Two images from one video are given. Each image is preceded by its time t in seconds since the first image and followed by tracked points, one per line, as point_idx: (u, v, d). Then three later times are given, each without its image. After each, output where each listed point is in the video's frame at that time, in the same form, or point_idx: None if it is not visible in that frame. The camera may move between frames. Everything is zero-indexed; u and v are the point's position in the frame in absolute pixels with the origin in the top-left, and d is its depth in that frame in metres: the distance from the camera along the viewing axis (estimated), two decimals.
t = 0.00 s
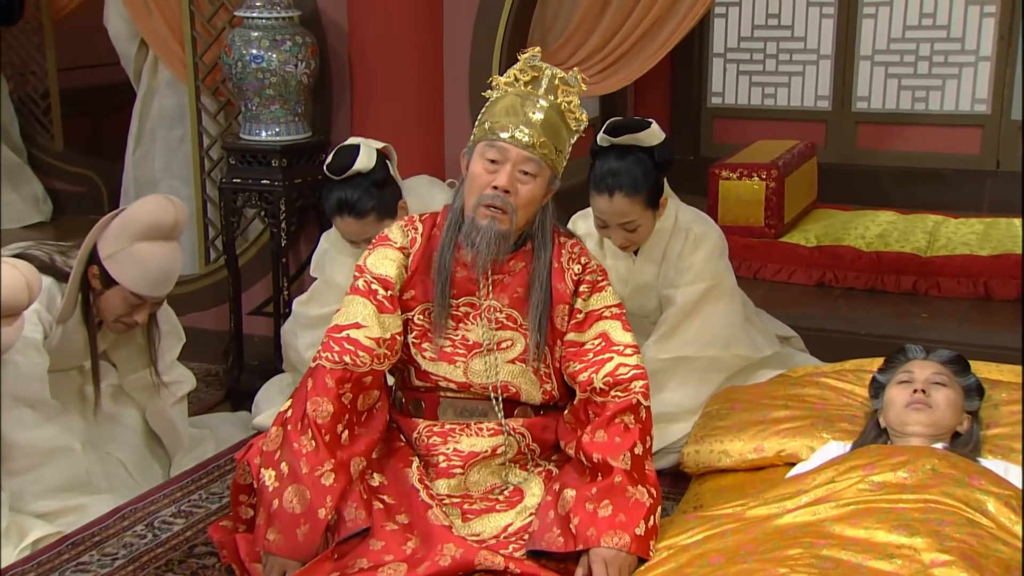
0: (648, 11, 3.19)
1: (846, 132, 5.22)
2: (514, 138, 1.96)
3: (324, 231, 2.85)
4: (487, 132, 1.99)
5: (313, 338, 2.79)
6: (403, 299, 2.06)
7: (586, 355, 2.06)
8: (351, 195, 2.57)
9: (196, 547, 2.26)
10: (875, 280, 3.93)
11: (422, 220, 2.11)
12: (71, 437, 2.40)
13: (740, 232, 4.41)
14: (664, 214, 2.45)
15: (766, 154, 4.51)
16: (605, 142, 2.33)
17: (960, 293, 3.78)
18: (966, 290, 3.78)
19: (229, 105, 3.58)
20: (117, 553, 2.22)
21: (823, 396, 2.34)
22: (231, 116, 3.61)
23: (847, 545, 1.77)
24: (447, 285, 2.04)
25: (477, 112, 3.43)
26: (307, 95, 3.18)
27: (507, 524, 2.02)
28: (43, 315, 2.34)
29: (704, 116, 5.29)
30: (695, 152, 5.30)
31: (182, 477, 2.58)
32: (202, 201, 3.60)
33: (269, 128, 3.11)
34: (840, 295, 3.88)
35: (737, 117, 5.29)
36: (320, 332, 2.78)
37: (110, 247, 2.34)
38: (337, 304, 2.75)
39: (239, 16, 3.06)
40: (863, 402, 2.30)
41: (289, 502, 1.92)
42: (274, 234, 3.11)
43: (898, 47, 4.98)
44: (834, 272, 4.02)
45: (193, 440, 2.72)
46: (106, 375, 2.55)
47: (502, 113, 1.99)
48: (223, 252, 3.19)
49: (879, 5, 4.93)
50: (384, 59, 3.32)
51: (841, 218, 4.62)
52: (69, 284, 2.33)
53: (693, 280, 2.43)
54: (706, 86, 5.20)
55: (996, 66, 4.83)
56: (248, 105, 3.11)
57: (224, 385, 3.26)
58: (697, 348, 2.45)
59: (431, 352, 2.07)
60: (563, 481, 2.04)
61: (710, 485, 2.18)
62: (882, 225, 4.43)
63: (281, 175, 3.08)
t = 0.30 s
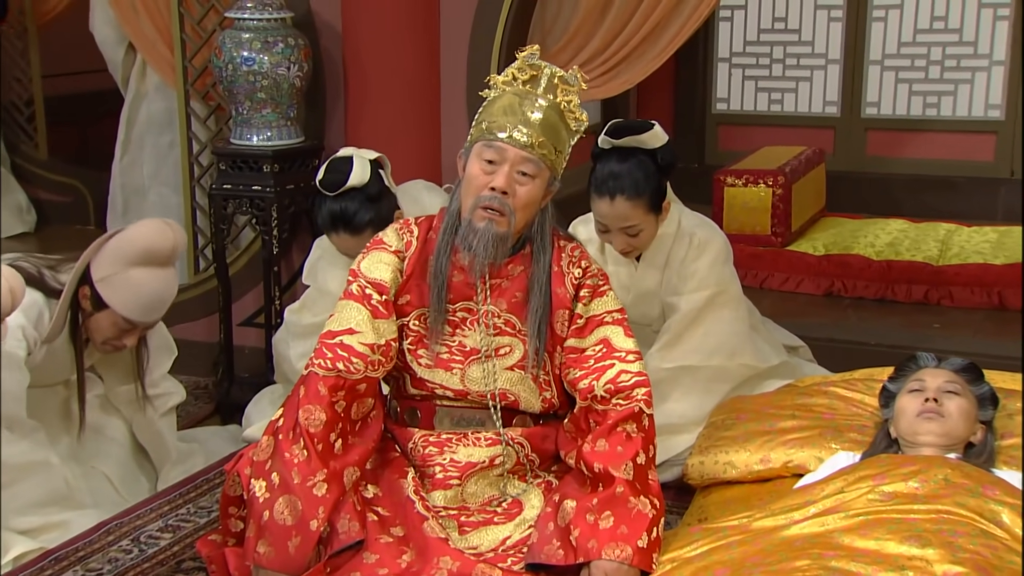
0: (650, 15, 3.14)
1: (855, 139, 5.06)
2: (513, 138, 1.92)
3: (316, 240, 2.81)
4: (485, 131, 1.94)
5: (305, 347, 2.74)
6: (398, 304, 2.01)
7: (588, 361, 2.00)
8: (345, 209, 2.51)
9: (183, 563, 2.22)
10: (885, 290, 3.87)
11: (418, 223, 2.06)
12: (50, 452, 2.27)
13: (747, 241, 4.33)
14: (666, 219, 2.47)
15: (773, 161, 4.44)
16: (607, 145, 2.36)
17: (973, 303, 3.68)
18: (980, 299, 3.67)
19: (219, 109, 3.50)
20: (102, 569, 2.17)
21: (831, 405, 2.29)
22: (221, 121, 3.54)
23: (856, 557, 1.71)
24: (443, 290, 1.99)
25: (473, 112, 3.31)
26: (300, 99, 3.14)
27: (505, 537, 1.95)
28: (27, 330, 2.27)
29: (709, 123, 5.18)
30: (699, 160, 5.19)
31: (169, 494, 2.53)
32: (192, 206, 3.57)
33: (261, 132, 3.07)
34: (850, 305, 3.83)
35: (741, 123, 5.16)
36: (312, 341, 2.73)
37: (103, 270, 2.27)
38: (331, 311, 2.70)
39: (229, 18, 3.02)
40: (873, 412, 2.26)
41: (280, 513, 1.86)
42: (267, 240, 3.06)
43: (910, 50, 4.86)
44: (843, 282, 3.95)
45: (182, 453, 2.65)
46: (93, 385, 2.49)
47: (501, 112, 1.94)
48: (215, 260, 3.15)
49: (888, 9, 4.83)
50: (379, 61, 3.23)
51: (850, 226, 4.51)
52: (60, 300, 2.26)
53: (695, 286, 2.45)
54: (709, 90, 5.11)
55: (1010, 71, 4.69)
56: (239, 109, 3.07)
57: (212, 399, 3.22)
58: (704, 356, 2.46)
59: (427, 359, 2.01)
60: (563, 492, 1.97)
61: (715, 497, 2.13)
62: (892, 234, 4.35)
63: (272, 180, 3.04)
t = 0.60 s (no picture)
0: (653, 16, 3.04)
1: (864, 147, 4.63)
2: (512, 140, 1.87)
3: (309, 246, 2.75)
4: (484, 133, 1.90)
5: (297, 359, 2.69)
6: (393, 311, 1.96)
7: (589, 371, 1.95)
8: (340, 219, 2.46)
9: None
10: (897, 301, 3.77)
11: (413, 229, 2.01)
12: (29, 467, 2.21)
13: (754, 251, 4.22)
14: (669, 225, 2.43)
15: (779, 167, 4.32)
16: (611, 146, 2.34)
17: (987, 314, 3.60)
18: (994, 310, 3.60)
19: (209, 114, 3.37)
20: None
21: (840, 416, 2.25)
22: (211, 126, 3.41)
23: (867, 569, 1.65)
24: (440, 297, 1.94)
25: (472, 113, 3.23)
26: (291, 103, 3.07)
27: (504, 551, 1.88)
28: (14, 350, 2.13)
29: (713, 131, 4.70)
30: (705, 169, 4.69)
31: (155, 509, 2.47)
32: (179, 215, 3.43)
33: (252, 137, 3.01)
34: (860, 314, 3.77)
35: (749, 129, 4.69)
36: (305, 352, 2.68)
37: (96, 297, 2.19)
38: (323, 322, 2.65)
39: (219, 19, 2.95)
40: (884, 424, 2.21)
41: (270, 527, 1.80)
42: (258, 247, 3.00)
43: (921, 54, 4.40)
44: (853, 292, 3.85)
45: (168, 468, 2.59)
46: (78, 400, 2.43)
47: (500, 114, 1.90)
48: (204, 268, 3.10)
49: (899, 11, 4.39)
50: (373, 65, 3.15)
51: (860, 235, 4.39)
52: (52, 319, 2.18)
53: (700, 295, 2.42)
54: (714, 97, 4.63)
55: None
56: (229, 112, 3.01)
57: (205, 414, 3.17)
58: (709, 367, 2.42)
59: (423, 368, 1.96)
60: (564, 505, 1.91)
61: (721, 510, 2.08)
62: (902, 243, 4.23)
63: (263, 187, 2.98)
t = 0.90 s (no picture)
0: (655, 16, 2.99)
1: (875, 149, 4.51)
2: (513, 138, 1.83)
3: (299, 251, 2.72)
4: (483, 131, 1.85)
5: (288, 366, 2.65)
6: (389, 314, 1.91)
7: (590, 376, 1.89)
8: (334, 223, 2.44)
9: None
10: (909, 307, 3.72)
11: (408, 229, 1.96)
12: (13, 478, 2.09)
13: (760, 257, 4.15)
14: (673, 227, 2.39)
15: (787, 171, 4.27)
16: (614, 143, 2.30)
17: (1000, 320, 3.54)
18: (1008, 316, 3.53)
19: (199, 115, 3.28)
20: None
21: (850, 422, 2.20)
22: (201, 127, 3.31)
23: None
24: (437, 299, 1.89)
25: (470, 112, 3.20)
26: (283, 103, 3.02)
27: (502, 561, 1.82)
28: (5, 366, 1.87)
29: (718, 135, 4.56)
30: (710, 173, 4.56)
31: (142, 521, 2.47)
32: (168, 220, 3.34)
33: (243, 138, 2.96)
34: (870, 322, 3.71)
35: (756, 132, 4.55)
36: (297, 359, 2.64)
37: (84, 315, 2.07)
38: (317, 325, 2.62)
39: (209, 17, 2.90)
40: (894, 430, 2.17)
41: (261, 536, 1.75)
42: (248, 251, 2.96)
43: (934, 54, 4.26)
44: (863, 298, 3.81)
45: (155, 479, 2.57)
46: (60, 408, 2.20)
47: (500, 111, 1.85)
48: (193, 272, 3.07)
49: (911, 10, 4.24)
50: (368, 65, 3.10)
51: (871, 241, 4.34)
52: (35, 333, 1.95)
53: (705, 299, 2.39)
54: (720, 99, 4.46)
55: None
56: (219, 112, 2.95)
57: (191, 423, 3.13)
58: (716, 373, 2.39)
59: (419, 373, 1.91)
60: (564, 512, 1.85)
61: (727, 519, 2.04)
62: (915, 248, 4.16)
63: (254, 189, 2.93)
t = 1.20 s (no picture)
0: (657, 16, 2.93)
1: (887, 152, 4.52)
2: (510, 135, 1.78)
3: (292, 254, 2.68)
4: (480, 128, 1.80)
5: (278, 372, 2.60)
6: (384, 318, 1.86)
7: (591, 381, 1.84)
8: (327, 225, 2.39)
9: None
10: (924, 314, 3.68)
11: (404, 230, 1.92)
12: None
13: (769, 263, 4.11)
14: (678, 229, 2.35)
15: (798, 173, 4.23)
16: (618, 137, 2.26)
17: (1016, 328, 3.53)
18: None
19: (188, 116, 3.26)
20: None
21: (861, 430, 2.15)
22: (189, 128, 3.29)
23: None
24: (434, 302, 1.84)
25: (467, 106, 3.20)
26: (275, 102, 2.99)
27: (502, 572, 1.76)
28: None
29: (725, 134, 4.63)
30: (716, 177, 4.62)
31: (129, 531, 2.38)
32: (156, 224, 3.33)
33: (233, 139, 2.92)
34: (883, 329, 3.66)
35: (765, 135, 4.62)
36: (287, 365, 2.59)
37: (66, 310, 2.12)
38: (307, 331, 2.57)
39: (199, 14, 2.87)
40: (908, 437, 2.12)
41: (251, 546, 1.69)
42: (238, 256, 2.92)
43: (949, 54, 4.29)
44: (875, 304, 3.75)
45: (142, 491, 2.51)
46: (48, 419, 2.28)
47: (497, 108, 1.81)
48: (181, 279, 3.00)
49: (924, 9, 4.28)
50: (363, 64, 3.06)
51: (884, 245, 4.28)
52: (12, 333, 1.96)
53: (711, 303, 2.34)
54: (727, 101, 4.56)
55: None
56: (209, 112, 2.91)
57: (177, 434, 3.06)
58: (723, 381, 2.34)
59: (416, 379, 1.85)
60: (566, 521, 1.80)
61: (735, 529, 1.98)
62: (929, 253, 4.12)
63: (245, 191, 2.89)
